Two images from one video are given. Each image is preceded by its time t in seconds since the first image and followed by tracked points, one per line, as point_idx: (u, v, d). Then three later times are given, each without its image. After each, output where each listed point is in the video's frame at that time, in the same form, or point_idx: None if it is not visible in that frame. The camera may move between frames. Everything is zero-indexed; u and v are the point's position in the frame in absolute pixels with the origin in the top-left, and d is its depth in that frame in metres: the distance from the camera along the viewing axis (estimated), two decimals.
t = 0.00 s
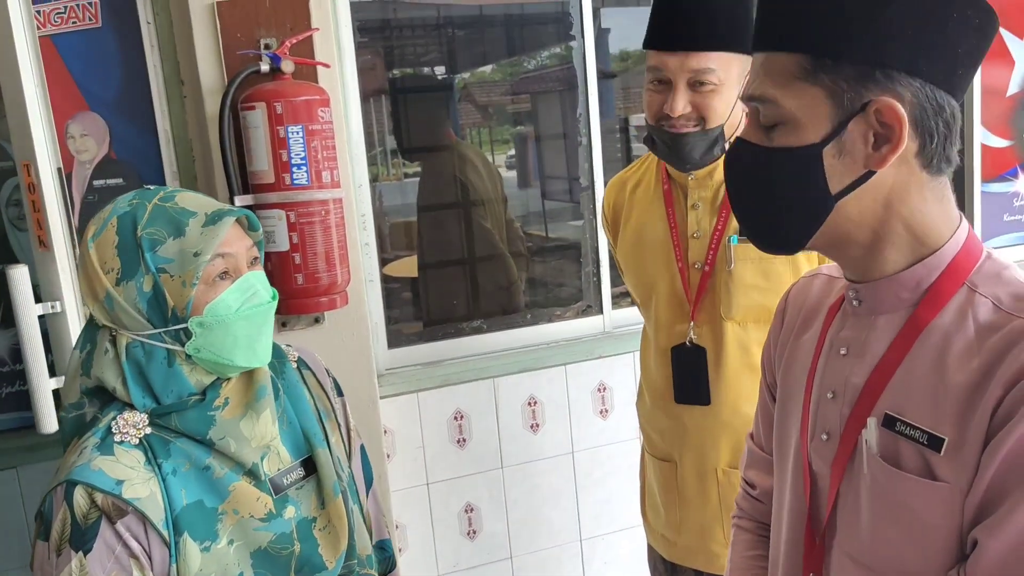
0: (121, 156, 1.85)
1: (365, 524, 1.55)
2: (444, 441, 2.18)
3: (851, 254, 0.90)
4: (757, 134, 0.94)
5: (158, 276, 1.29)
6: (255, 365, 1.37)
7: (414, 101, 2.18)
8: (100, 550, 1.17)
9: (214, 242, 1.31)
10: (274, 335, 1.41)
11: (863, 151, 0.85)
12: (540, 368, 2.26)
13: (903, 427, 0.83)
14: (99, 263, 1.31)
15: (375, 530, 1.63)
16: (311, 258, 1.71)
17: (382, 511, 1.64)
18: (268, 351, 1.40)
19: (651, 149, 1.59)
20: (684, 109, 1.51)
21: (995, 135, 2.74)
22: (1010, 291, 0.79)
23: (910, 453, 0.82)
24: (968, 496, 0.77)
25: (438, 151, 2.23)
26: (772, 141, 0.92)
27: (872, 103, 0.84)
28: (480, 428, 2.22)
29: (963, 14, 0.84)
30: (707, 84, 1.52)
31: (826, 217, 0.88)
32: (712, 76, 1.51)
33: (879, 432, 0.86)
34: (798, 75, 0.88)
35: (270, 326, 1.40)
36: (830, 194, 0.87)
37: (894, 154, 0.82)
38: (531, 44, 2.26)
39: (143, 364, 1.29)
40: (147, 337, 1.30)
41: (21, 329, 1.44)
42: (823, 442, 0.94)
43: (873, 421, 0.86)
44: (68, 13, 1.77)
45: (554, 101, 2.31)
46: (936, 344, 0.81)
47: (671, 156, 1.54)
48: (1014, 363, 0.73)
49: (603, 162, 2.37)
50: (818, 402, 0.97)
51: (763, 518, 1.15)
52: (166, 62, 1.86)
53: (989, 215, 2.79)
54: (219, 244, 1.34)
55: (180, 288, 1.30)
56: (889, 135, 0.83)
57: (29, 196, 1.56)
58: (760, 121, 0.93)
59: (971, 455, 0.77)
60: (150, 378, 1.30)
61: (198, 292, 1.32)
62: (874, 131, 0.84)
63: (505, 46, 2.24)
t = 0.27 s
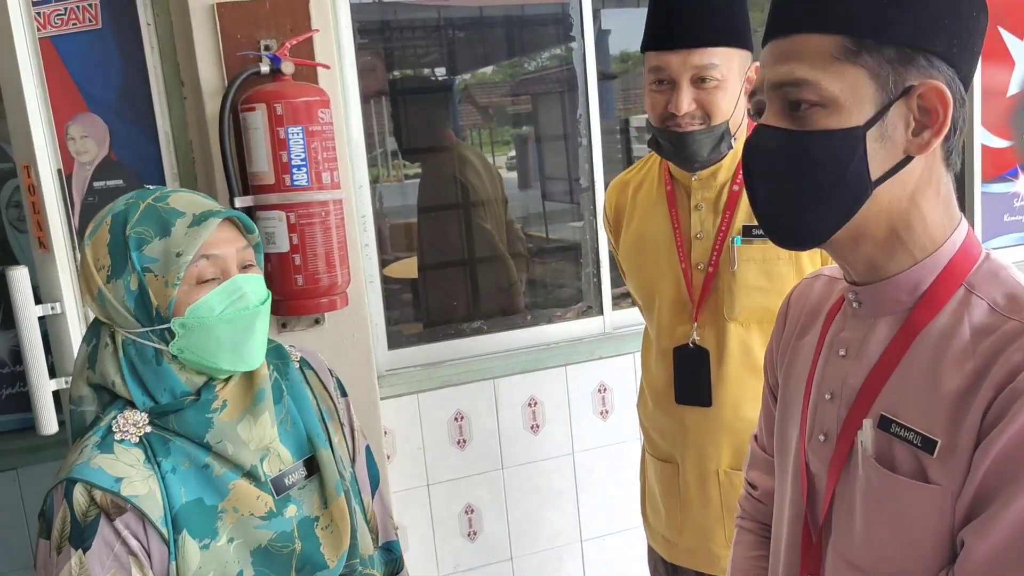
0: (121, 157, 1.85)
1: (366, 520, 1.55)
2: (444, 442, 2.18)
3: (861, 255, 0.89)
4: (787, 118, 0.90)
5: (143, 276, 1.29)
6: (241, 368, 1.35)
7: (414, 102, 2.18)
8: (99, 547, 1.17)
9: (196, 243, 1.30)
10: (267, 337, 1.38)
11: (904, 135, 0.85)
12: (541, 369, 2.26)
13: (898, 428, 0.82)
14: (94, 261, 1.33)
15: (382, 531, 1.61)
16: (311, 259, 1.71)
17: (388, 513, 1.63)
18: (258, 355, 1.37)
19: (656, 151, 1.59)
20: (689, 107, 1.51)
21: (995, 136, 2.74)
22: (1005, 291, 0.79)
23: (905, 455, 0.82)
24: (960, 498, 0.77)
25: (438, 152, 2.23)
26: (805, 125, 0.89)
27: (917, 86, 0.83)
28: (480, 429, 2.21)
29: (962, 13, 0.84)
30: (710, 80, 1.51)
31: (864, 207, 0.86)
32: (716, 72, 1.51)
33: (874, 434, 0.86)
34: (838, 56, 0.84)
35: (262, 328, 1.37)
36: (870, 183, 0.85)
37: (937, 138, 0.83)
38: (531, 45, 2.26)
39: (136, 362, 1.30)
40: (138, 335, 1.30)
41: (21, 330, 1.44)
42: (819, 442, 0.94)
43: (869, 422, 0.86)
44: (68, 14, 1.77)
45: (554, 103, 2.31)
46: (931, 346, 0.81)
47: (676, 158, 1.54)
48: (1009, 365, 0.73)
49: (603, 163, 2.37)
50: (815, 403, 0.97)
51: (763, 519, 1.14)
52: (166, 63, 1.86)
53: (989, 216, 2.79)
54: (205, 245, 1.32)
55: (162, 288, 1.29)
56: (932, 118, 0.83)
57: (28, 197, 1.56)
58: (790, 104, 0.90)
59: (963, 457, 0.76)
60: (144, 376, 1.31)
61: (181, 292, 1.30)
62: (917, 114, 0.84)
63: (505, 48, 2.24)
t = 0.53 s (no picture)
0: (120, 157, 1.84)
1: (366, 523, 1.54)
2: (444, 442, 2.18)
3: (854, 256, 0.89)
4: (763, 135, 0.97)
5: (142, 280, 1.29)
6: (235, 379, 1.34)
7: (413, 102, 2.18)
8: (96, 546, 1.16)
9: (196, 253, 1.29)
10: (264, 350, 1.36)
11: (848, 145, 0.85)
12: (541, 369, 2.26)
13: (912, 433, 0.82)
14: (100, 258, 1.33)
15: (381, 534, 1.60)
16: (311, 258, 1.71)
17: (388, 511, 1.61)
18: (255, 366, 1.36)
19: (654, 147, 1.58)
20: (682, 101, 1.51)
21: (995, 135, 2.74)
22: (1019, 293, 0.79)
23: (919, 460, 0.82)
24: (978, 506, 0.77)
25: (437, 152, 2.23)
26: (769, 141, 0.95)
27: (852, 97, 0.84)
28: (480, 429, 2.21)
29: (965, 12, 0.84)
30: (704, 73, 1.51)
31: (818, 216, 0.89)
32: (710, 65, 1.51)
33: (887, 438, 0.85)
34: (788, 74, 0.90)
35: (260, 340, 1.35)
36: (820, 192, 0.88)
37: (875, 148, 0.82)
38: (530, 45, 2.26)
39: (136, 361, 1.31)
40: (138, 336, 1.31)
41: (21, 331, 1.44)
42: (829, 446, 0.93)
43: (881, 426, 0.85)
44: (67, 14, 1.77)
45: (554, 103, 2.31)
46: (944, 347, 0.81)
47: (672, 151, 1.53)
48: None
49: (603, 163, 2.36)
50: (823, 405, 0.96)
51: (765, 522, 1.14)
52: (165, 63, 1.85)
53: (989, 215, 2.79)
54: (205, 254, 1.31)
55: (161, 294, 1.29)
56: (870, 127, 0.83)
57: (28, 197, 1.55)
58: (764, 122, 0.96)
59: (981, 464, 0.76)
60: (142, 375, 1.31)
61: (179, 301, 1.30)
62: (859, 124, 0.84)
63: (504, 48, 2.24)
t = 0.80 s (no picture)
0: (119, 158, 1.84)
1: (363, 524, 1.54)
2: (443, 442, 2.18)
3: (857, 256, 0.89)
4: (764, 132, 0.96)
5: (145, 272, 1.29)
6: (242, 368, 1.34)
7: (412, 102, 2.18)
8: (94, 545, 1.17)
9: (199, 241, 1.30)
10: (268, 338, 1.36)
11: (869, 142, 0.85)
12: (541, 369, 2.26)
13: (915, 433, 0.82)
14: (99, 256, 1.33)
15: (374, 532, 1.61)
16: (310, 259, 1.71)
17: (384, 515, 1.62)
18: (258, 355, 1.36)
19: (656, 149, 1.58)
20: (680, 100, 1.51)
21: (994, 135, 2.74)
22: (1020, 292, 0.79)
23: (921, 460, 0.82)
24: (982, 503, 0.76)
25: (436, 152, 2.23)
26: (778, 138, 0.93)
27: (875, 92, 0.84)
28: (479, 429, 2.21)
29: (962, 11, 0.84)
30: (700, 70, 1.51)
31: (835, 211, 0.88)
32: (705, 62, 1.51)
33: (889, 438, 0.85)
34: (797, 71, 0.89)
35: (263, 328, 1.36)
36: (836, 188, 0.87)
37: (898, 144, 0.82)
38: (529, 45, 2.26)
39: (137, 359, 1.31)
40: (139, 332, 1.31)
41: (20, 332, 1.43)
42: (830, 447, 0.93)
43: (884, 426, 0.85)
44: (66, 14, 1.77)
45: (553, 103, 2.31)
46: (947, 347, 0.81)
47: (675, 151, 1.52)
48: None
49: (602, 163, 2.36)
50: (824, 406, 0.97)
51: (765, 526, 1.14)
52: (164, 63, 1.85)
53: (989, 215, 2.79)
54: (207, 243, 1.32)
55: (164, 284, 1.29)
56: (892, 124, 0.83)
57: (26, 197, 1.55)
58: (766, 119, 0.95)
59: (984, 462, 0.76)
60: (142, 372, 1.31)
61: (182, 290, 1.30)
62: (879, 121, 0.84)
63: (503, 48, 2.24)
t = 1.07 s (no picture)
0: (117, 159, 1.85)
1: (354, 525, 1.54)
2: (441, 443, 2.18)
3: (866, 260, 0.90)
4: (771, 136, 0.94)
5: (152, 272, 1.29)
6: (244, 370, 1.35)
7: (409, 103, 2.18)
8: (91, 549, 1.17)
9: (209, 242, 1.31)
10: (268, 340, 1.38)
11: (883, 147, 0.86)
12: (539, 370, 2.26)
13: (922, 433, 0.83)
14: (99, 256, 1.31)
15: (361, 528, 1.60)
16: (308, 260, 1.71)
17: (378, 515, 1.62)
18: (258, 358, 1.37)
19: (653, 169, 1.58)
20: (653, 116, 1.53)
21: (989, 136, 2.75)
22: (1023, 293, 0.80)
23: (929, 460, 0.82)
24: (991, 504, 0.77)
25: (433, 153, 2.24)
26: (788, 142, 0.92)
27: (891, 96, 0.85)
28: (477, 430, 2.21)
29: (957, 15, 0.85)
30: (660, 81, 1.52)
31: (851, 214, 0.87)
32: (660, 71, 1.52)
33: (895, 439, 0.85)
34: (810, 74, 0.88)
35: (264, 331, 1.37)
36: (851, 194, 0.87)
37: (915, 148, 0.83)
38: (526, 48, 2.27)
39: (135, 361, 1.30)
40: (139, 333, 1.30)
41: (18, 334, 1.43)
42: (832, 448, 0.94)
43: (890, 427, 0.86)
44: (63, 16, 1.77)
45: (549, 104, 2.32)
46: (952, 348, 0.82)
47: (670, 164, 1.53)
48: None
49: (599, 164, 2.37)
50: (824, 408, 0.97)
51: (758, 528, 1.14)
52: (162, 65, 1.86)
53: (984, 216, 2.81)
54: (215, 245, 1.33)
55: (172, 285, 1.30)
56: (909, 129, 0.84)
57: (24, 199, 1.55)
58: (772, 122, 0.94)
59: (993, 463, 0.77)
60: (141, 374, 1.30)
61: (189, 291, 1.31)
62: (894, 125, 0.85)
63: (500, 50, 2.24)
